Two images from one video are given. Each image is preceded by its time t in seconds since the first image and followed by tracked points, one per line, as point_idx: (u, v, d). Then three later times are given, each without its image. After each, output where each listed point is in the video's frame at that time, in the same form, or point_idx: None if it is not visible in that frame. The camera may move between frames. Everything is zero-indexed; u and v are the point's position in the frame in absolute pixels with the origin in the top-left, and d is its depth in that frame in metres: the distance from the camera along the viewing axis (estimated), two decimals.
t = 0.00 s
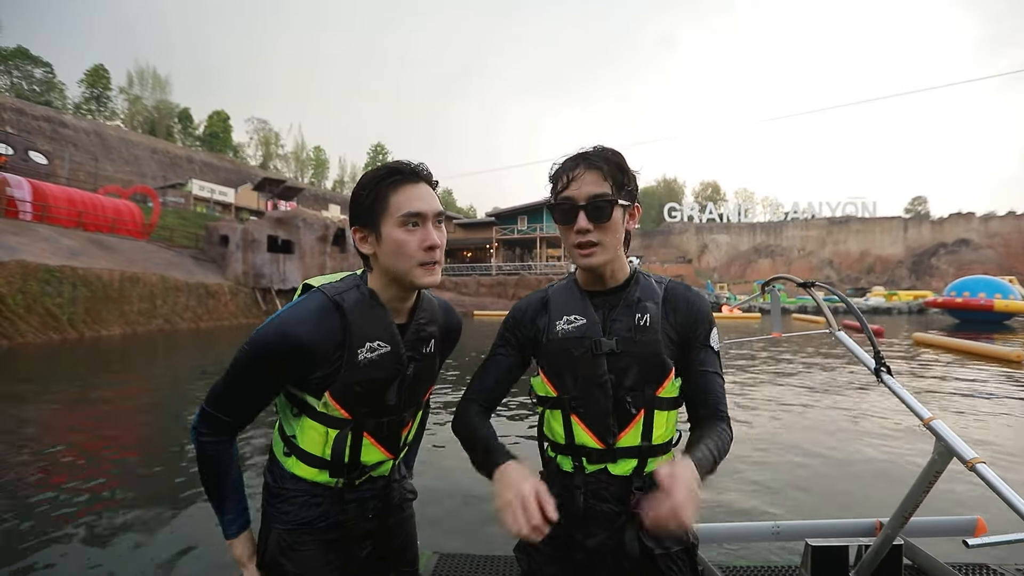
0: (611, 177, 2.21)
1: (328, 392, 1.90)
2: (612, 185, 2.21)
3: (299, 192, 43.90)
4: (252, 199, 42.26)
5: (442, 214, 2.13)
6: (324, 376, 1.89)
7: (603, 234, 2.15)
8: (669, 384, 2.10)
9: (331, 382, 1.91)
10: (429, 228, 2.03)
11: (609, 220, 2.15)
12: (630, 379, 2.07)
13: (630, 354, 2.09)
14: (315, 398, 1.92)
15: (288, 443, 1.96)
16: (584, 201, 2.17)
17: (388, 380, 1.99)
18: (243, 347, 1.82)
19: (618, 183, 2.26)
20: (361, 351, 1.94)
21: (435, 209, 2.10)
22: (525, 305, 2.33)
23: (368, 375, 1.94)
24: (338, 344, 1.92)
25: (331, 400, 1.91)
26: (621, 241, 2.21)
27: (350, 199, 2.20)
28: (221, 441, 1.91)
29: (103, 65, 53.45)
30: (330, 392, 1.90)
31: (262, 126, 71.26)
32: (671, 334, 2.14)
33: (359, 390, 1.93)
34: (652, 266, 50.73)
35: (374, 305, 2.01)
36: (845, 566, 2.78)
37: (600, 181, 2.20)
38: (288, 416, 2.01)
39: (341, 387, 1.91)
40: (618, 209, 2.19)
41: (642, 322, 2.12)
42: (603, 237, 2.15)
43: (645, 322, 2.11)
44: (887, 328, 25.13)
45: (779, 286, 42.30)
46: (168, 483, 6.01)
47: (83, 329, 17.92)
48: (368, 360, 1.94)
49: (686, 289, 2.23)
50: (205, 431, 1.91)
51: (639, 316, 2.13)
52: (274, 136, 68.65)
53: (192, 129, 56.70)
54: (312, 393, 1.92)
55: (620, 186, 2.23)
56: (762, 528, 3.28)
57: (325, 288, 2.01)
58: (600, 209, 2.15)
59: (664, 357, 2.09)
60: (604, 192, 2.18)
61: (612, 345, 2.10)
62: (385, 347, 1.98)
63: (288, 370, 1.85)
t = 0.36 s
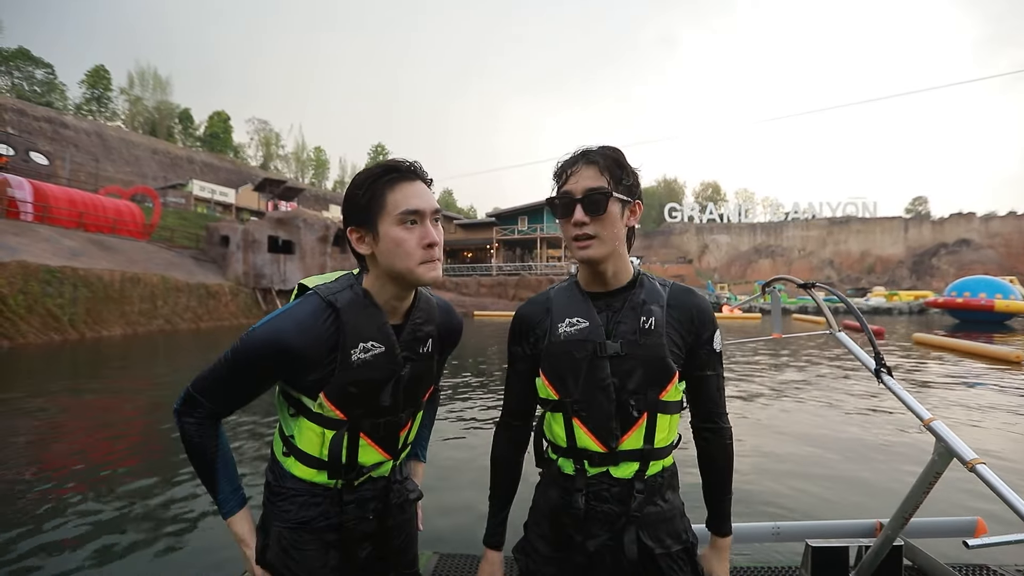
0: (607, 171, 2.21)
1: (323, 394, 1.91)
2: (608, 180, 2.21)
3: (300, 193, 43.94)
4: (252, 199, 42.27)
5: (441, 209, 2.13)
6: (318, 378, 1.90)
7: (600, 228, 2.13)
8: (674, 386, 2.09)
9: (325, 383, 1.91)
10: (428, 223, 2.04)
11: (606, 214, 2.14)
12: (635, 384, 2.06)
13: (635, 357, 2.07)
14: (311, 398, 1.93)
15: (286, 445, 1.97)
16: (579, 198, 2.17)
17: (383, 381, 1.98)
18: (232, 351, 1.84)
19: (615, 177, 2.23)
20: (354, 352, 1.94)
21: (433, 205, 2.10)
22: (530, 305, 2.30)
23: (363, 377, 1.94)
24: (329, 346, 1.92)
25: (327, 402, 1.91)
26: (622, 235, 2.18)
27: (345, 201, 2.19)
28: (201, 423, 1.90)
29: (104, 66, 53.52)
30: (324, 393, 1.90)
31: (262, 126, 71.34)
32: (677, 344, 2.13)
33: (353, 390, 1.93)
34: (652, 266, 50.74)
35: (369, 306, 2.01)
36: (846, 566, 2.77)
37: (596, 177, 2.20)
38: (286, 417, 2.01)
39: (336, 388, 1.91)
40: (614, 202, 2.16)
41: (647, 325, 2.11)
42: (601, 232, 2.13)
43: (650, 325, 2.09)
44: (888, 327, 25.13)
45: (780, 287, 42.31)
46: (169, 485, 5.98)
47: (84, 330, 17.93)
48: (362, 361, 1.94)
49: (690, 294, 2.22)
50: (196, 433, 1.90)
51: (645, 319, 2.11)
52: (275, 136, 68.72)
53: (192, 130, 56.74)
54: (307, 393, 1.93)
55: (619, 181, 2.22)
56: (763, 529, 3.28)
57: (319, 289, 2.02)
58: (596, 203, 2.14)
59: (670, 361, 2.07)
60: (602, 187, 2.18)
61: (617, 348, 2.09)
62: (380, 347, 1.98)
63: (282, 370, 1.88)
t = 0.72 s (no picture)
0: (705, 192, 2.15)
1: (322, 392, 1.90)
2: (703, 201, 2.15)
3: (300, 192, 43.99)
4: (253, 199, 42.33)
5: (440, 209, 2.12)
6: (314, 379, 1.89)
7: (692, 251, 2.10)
8: (748, 403, 2.09)
9: (324, 383, 1.91)
10: (433, 228, 2.04)
11: (698, 235, 2.10)
12: (708, 397, 2.08)
13: (709, 369, 2.08)
14: (310, 397, 1.92)
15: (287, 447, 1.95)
16: (671, 217, 2.13)
17: (380, 377, 1.99)
18: (230, 358, 1.80)
19: (712, 197, 2.16)
20: (350, 351, 1.93)
21: (433, 206, 2.09)
22: (617, 302, 2.31)
23: (361, 375, 1.94)
24: (326, 344, 1.91)
25: (325, 400, 1.91)
26: (718, 258, 2.17)
27: (350, 200, 2.06)
28: (214, 454, 1.89)
29: (105, 66, 53.63)
30: (323, 392, 1.90)
31: (263, 126, 71.44)
32: (760, 366, 2.09)
33: (352, 388, 1.93)
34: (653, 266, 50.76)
35: (363, 304, 2.00)
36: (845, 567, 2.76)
37: (689, 198, 2.15)
38: (284, 415, 1.99)
39: (334, 386, 1.91)
40: (708, 224, 2.11)
41: (727, 341, 2.08)
42: (689, 255, 2.11)
43: (731, 341, 2.06)
44: (888, 327, 25.09)
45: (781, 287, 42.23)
46: (169, 486, 5.96)
47: (86, 329, 17.96)
48: (358, 359, 1.93)
49: (777, 310, 2.12)
50: (198, 444, 1.87)
51: (726, 334, 2.08)
52: (276, 136, 68.83)
53: (193, 130, 56.84)
54: (305, 393, 1.91)
55: (716, 205, 2.15)
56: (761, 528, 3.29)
57: (314, 288, 1.99)
58: (691, 226, 2.10)
59: (745, 375, 2.05)
60: (697, 210, 2.13)
61: (697, 360, 2.09)
62: (376, 344, 1.98)
63: (278, 374, 1.85)
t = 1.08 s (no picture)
0: (726, 186, 2.17)
1: (320, 392, 1.90)
2: (718, 195, 2.16)
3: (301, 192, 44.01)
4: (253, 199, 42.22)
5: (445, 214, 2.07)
6: (313, 379, 1.88)
7: (713, 243, 2.12)
8: (757, 390, 2.06)
9: (323, 385, 1.90)
10: (444, 235, 2.06)
11: (715, 226, 2.13)
12: (715, 376, 2.11)
13: (713, 351, 2.12)
14: (309, 398, 1.91)
15: (287, 447, 1.95)
16: (692, 210, 2.16)
17: (379, 376, 1.98)
18: (228, 360, 1.76)
19: (727, 191, 2.16)
20: (349, 350, 1.93)
21: (440, 209, 2.07)
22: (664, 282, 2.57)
23: (360, 375, 1.94)
24: (326, 343, 1.90)
25: (324, 400, 1.90)
26: (743, 248, 2.18)
27: (364, 200, 2.00)
28: (200, 461, 1.83)
29: (106, 66, 53.67)
30: (322, 393, 1.89)
31: (264, 126, 71.47)
32: (780, 355, 2.03)
33: (351, 388, 1.93)
34: (653, 266, 50.74)
35: (361, 303, 1.99)
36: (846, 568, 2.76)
37: (707, 191, 2.16)
38: (282, 418, 1.98)
39: (333, 387, 1.91)
40: (722, 217, 2.12)
41: (738, 325, 2.10)
42: (704, 246, 2.15)
43: (742, 326, 2.08)
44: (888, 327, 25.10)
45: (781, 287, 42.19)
46: (167, 485, 5.95)
47: (87, 329, 17.99)
48: (357, 359, 1.93)
49: (816, 302, 2.00)
50: (183, 452, 1.82)
51: (737, 319, 2.11)
52: (276, 136, 68.87)
53: (194, 130, 56.88)
54: (305, 393, 1.91)
55: (735, 195, 2.15)
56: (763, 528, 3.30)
57: (312, 289, 1.96)
58: (707, 217, 2.13)
59: (752, 362, 2.05)
60: (711, 202, 2.14)
61: (700, 337, 2.18)
62: (374, 344, 1.98)
63: (274, 379, 1.83)
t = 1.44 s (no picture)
0: (683, 191, 2.21)
1: (324, 384, 1.88)
2: (681, 198, 2.20)
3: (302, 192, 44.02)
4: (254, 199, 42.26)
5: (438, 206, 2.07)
6: (315, 369, 1.85)
7: (685, 244, 2.22)
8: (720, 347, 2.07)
9: (325, 374, 1.88)
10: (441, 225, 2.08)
11: (683, 228, 2.21)
12: (681, 347, 2.21)
13: (683, 323, 2.23)
14: (312, 392, 1.89)
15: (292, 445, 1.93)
16: (660, 215, 2.22)
17: (382, 362, 1.98)
18: (221, 348, 1.71)
19: (687, 193, 2.20)
20: (350, 336, 1.92)
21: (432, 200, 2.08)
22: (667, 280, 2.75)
23: (363, 362, 1.93)
24: (325, 329, 1.89)
25: (329, 392, 1.88)
26: (712, 243, 2.26)
27: (366, 193, 1.98)
28: (175, 433, 1.68)
29: (107, 66, 53.69)
30: (326, 384, 1.87)
31: (264, 126, 71.50)
32: (742, 328, 2.00)
33: (355, 376, 1.92)
34: (653, 266, 50.75)
35: (355, 289, 2.00)
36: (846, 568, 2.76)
37: (669, 197, 2.22)
38: (284, 416, 1.97)
39: (337, 376, 1.89)
40: (689, 218, 2.19)
41: (697, 300, 2.19)
42: (677, 248, 2.24)
43: (702, 300, 2.16)
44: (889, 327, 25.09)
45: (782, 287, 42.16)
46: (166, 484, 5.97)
47: (87, 329, 18.04)
48: (358, 345, 1.92)
49: (773, 276, 1.99)
50: (167, 421, 1.69)
51: (698, 294, 2.20)
52: (277, 136, 68.91)
53: (194, 130, 56.91)
54: (307, 388, 1.88)
55: (693, 197, 2.19)
56: (764, 527, 3.31)
57: (306, 277, 1.97)
58: (674, 222, 2.21)
59: (708, 332, 2.09)
60: (676, 207, 2.20)
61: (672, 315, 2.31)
62: (374, 328, 1.98)
63: (271, 363, 1.80)
